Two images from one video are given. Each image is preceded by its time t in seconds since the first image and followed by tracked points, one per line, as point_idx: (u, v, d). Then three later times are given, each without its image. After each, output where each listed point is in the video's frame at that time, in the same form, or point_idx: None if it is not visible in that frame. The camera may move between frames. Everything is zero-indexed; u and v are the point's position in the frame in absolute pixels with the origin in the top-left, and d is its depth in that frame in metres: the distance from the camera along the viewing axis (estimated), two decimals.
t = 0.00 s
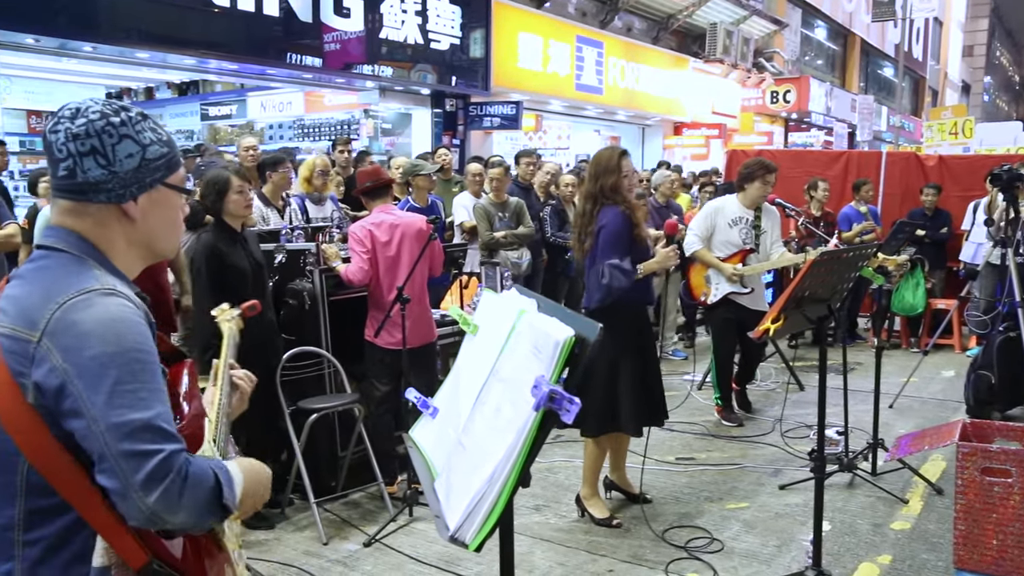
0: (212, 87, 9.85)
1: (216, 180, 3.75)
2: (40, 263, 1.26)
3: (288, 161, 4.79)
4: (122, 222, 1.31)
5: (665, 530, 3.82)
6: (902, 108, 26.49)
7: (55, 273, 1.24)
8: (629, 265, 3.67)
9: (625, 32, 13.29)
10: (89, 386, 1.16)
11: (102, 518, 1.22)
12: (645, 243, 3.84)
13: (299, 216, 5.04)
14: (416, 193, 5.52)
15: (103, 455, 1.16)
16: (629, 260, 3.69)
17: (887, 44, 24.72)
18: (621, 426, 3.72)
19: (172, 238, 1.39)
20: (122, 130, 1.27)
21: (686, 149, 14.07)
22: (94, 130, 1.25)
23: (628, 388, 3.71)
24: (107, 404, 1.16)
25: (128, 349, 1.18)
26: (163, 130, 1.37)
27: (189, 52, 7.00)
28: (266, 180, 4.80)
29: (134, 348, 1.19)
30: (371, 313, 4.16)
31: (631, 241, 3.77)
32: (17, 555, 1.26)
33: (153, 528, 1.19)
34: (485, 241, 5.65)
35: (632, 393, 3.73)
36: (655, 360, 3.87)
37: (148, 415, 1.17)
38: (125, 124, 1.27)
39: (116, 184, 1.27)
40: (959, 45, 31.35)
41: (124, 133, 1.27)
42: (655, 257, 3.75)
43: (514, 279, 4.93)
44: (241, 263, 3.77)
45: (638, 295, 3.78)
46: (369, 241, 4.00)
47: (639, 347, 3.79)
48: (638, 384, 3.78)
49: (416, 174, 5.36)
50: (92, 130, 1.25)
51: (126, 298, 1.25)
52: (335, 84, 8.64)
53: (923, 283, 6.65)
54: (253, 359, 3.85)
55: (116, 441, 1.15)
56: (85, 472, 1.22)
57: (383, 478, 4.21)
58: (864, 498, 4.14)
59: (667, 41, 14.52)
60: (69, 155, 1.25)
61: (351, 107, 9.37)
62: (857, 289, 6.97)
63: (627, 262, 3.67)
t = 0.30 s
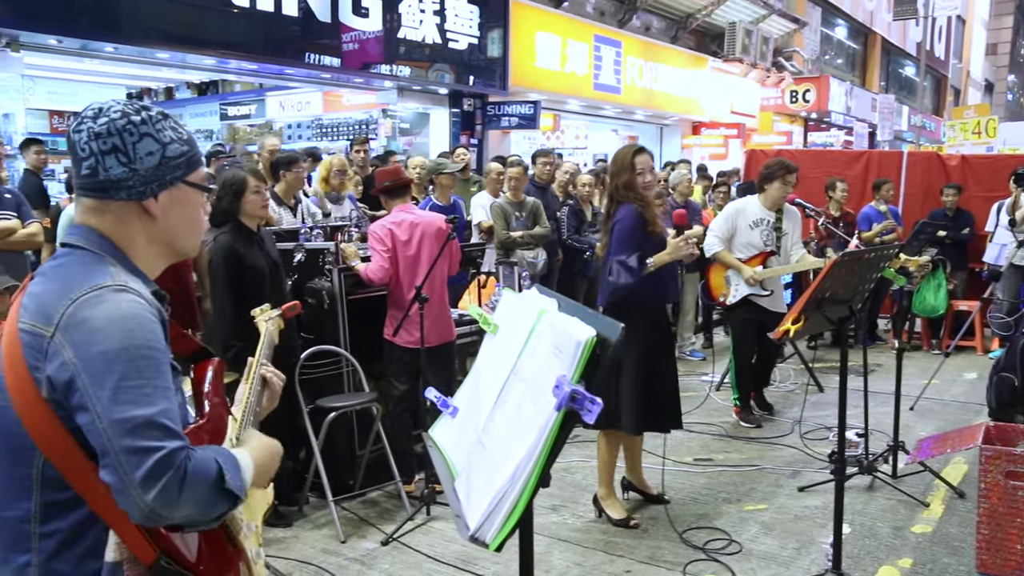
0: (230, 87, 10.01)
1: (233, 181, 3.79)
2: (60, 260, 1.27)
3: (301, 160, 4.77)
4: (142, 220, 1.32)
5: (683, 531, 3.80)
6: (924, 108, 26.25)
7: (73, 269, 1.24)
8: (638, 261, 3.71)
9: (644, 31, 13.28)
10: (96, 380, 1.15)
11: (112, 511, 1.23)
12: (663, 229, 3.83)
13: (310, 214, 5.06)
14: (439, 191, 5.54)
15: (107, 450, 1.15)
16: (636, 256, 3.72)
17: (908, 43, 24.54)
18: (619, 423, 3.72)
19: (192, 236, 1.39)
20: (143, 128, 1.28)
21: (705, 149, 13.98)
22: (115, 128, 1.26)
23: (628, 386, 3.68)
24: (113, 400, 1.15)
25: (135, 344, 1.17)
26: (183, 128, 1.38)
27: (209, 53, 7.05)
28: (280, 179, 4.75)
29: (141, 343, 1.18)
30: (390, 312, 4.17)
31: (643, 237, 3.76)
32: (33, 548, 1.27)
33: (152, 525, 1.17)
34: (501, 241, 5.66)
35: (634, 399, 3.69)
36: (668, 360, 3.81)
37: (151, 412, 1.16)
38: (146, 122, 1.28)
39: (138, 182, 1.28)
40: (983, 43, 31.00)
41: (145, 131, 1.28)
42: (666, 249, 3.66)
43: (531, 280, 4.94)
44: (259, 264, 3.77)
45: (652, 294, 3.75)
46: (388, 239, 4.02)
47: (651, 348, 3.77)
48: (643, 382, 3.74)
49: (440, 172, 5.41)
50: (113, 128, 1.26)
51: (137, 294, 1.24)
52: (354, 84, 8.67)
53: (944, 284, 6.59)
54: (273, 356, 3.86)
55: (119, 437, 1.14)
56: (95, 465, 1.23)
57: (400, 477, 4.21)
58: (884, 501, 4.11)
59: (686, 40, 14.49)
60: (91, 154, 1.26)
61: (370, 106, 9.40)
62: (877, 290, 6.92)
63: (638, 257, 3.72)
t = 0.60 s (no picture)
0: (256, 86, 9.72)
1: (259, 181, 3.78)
2: (93, 263, 1.27)
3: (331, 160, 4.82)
4: (173, 219, 1.32)
5: (708, 533, 3.78)
6: (953, 107, 25.95)
7: (112, 273, 1.25)
8: (656, 269, 3.65)
9: (669, 30, 13.24)
10: (152, 385, 1.15)
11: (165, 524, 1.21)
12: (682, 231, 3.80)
13: (336, 213, 5.07)
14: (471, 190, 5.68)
15: (167, 457, 1.15)
16: (654, 263, 3.66)
17: (937, 41, 24.27)
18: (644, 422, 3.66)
19: (223, 235, 1.38)
20: (172, 124, 1.27)
21: (730, 148, 13.89)
22: (144, 125, 1.25)
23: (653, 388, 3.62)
24: (170, 405, 1.15)
25: (186, 347, 1.17)
26: (213, 124, 1.37)
27: (237, 52, 7.11)
28: (306, 178, 4.79)
29: (192, 346, 1.18)
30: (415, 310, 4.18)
31: (662, 240, 3.74)
32: (82, 558, 1.26)
33: (218, 531, 1.18)
34: (525, 241, 5.65)
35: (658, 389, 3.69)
36: (691, 362, 3.78)
37: (211, 416, 1.17)
38: (175, 119, 1.27)
39: (167, 179, 1.27)
40: (1014, 41, 30.56)
41: (175, 128, 1.27)
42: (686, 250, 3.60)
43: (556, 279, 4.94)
44: (287, 263, 3.82)
45: (675, 295, 3.74)
46: (414, 238, 4.03)
47: (670, 344, 3.74)
48: (665, 384, 3.73)
49: (473, 171, 5.55)
50: (142, 125, 1.25)
51: (182, 295, 1.25)
52: (379, 83, 8.71)
53: (974, 286, 6.51)
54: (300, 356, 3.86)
55: (180, 442, 1.14)
56: (149, 476, 1.21)
57: (424, 475, 4.22)
58: (912, 504, 4.06)
59: (711, 38, 14.41)
60: (119, 152, 1.26)
61: (394, 105, 9.45)
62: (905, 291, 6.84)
63: (656, 265, 3.66)
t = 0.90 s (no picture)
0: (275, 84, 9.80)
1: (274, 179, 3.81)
2: (135, 268, 1.28)
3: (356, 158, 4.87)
4: (211, 222, 1.32)
5: (725, 534, 3.76)
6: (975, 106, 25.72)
7: (158, 280, 1.25)
8: (661, 269, 3.66)
9: (688, 29, 13.21)
10: (227, 398, 1.17)
11: (233, 541, 1.24)
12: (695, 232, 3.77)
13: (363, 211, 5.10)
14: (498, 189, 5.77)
15: (250, 471, 1.17)
16: (658, 263, 3.68)
17: (960, 39, 24.06)
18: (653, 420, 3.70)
19: (258, 237, 1.40)
20: (211, 122, 1.26)
21: (749, 147, 13.83)
22: (183, 123, 1.24)
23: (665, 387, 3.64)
24: (246, 416, 1.18)
25: (256, 357, 1.20)
26: (250, 122, 1.36)
27: (258, 52, 7.16)
28: (333, 176, 4.88)
29: (261, 356, 1.21)
30: (433, 309, 4.20)
31: (671, 242, 3.73)
32: None
33: (304, 544, 1.23)
34: (544, 240, 5.65)
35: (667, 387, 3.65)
36: (702, 359, 3.71)
37: (289, 427, 1.20)
38: (215, 116, 1.26)
39: (206, 180, 1.27)
40: None
41: (214, 126, 1.26)
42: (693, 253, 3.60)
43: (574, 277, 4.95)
44: (309, 258, 3.84)
45: (690, 293, 3.72)
46: (434, 237, 4.04)
47: (684, 342, 3.70)
48: (677, 383, 3.69)
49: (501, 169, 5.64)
50: (181, 123, 1.24)
51: (240, 301, 1.27)
52: (398, 82, 8.73)
53: (996, 287, 6.44)
54: (319, 355, 3.95)
55: (262, 455, 1.17)
56: (210, 489, 1.23)
57: (441, 474, 4.23)
58: (933, 507, 4.03)
59: (730, 37, 14.35)
60: (156, 150, 1.24)
61: (413, 104, 9.48)
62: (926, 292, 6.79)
63: (662, 265, 3.68)
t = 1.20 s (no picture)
0: (291, 84, 9.75)
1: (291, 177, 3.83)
2: (158, 268, 1.28)
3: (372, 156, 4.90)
4: (229, 218, 1.33)
5: (739, 534, 3.75)
6: (994, 105, 25.53)
7: (182, 282, 1.25)
8: (675, 270, 3.65)
9: (702, 28, 13.17)
10: (264, 401, 1.18)
11: (269, 537, 1.26)
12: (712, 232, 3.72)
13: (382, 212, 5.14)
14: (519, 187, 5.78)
15: (287, 472, 1.20)
16: (672, 264, 3.67)
17: (978, 37, 23.88)
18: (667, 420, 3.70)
19: (274, 234, 1.41)
20: (230, 118, 1.26)
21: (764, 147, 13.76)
22: (201, 118, 1.25)
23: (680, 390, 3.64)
24: (282, 419, 1.20)
25: (289, 360, 1.21)
26: (265, 119, 1.37)
27: (272, 51, 7.18)
28: (351, 175, 4.90)
29: (294, 357, 1.22)
30: (447, 308, 4.20)
31: (685, 243, 3.71)
32: None
33: (338, 540, 1.27)
34: (558, 238, 5.66)
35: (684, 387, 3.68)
36: (716, 359, 3.71)
37: (324, 427, 1.23)
38: (233, 112, 1.27)
39: (224, 176, 1.27)
40: None
41: (232, 121, 1.26)
42: (704, 252, 3.55)
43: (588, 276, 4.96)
44: (324, 256, 3.85)
45: (706, 293, 3.70)
46: (447, 236, 4.04)
47: (701, 343, 3.70)
48: (692, 383, 3.69)
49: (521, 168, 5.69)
50: (200, 119, 1.24)
51: (268, 301, 1.27)
52: (411, 81, 8.75)
53: (1014, 287, 6.37)
54: (334, 352, 3.97)
55: (299, 456, 1.20)
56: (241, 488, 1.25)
57: (455, 473, 4.24)
58: (949, 509, 4.00)
59: (745, 35, 14.30)
60: (174, 146, 1.25)
61: (426, 104, 9.51)
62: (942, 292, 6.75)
63: (675, 266, 3.67)
